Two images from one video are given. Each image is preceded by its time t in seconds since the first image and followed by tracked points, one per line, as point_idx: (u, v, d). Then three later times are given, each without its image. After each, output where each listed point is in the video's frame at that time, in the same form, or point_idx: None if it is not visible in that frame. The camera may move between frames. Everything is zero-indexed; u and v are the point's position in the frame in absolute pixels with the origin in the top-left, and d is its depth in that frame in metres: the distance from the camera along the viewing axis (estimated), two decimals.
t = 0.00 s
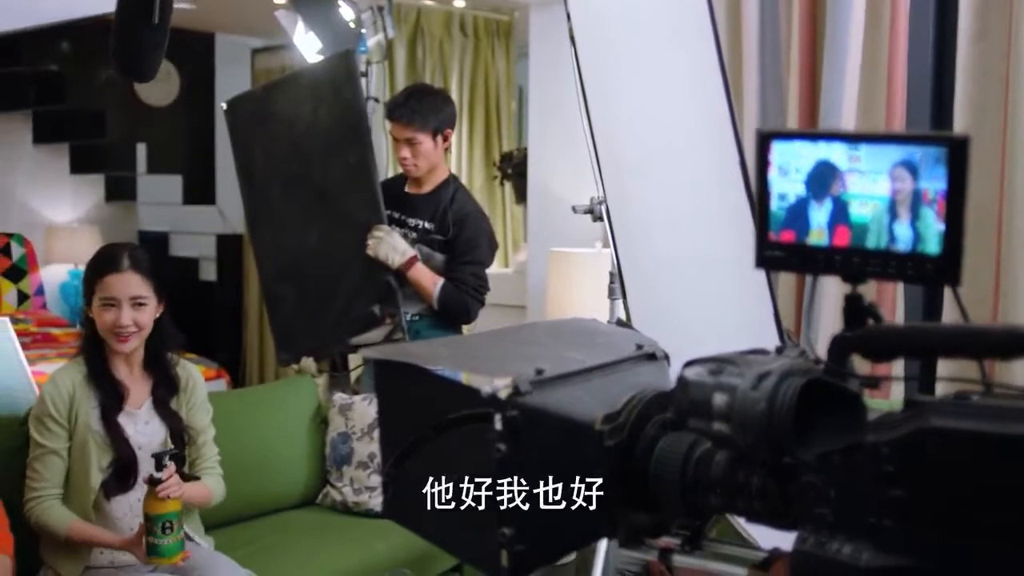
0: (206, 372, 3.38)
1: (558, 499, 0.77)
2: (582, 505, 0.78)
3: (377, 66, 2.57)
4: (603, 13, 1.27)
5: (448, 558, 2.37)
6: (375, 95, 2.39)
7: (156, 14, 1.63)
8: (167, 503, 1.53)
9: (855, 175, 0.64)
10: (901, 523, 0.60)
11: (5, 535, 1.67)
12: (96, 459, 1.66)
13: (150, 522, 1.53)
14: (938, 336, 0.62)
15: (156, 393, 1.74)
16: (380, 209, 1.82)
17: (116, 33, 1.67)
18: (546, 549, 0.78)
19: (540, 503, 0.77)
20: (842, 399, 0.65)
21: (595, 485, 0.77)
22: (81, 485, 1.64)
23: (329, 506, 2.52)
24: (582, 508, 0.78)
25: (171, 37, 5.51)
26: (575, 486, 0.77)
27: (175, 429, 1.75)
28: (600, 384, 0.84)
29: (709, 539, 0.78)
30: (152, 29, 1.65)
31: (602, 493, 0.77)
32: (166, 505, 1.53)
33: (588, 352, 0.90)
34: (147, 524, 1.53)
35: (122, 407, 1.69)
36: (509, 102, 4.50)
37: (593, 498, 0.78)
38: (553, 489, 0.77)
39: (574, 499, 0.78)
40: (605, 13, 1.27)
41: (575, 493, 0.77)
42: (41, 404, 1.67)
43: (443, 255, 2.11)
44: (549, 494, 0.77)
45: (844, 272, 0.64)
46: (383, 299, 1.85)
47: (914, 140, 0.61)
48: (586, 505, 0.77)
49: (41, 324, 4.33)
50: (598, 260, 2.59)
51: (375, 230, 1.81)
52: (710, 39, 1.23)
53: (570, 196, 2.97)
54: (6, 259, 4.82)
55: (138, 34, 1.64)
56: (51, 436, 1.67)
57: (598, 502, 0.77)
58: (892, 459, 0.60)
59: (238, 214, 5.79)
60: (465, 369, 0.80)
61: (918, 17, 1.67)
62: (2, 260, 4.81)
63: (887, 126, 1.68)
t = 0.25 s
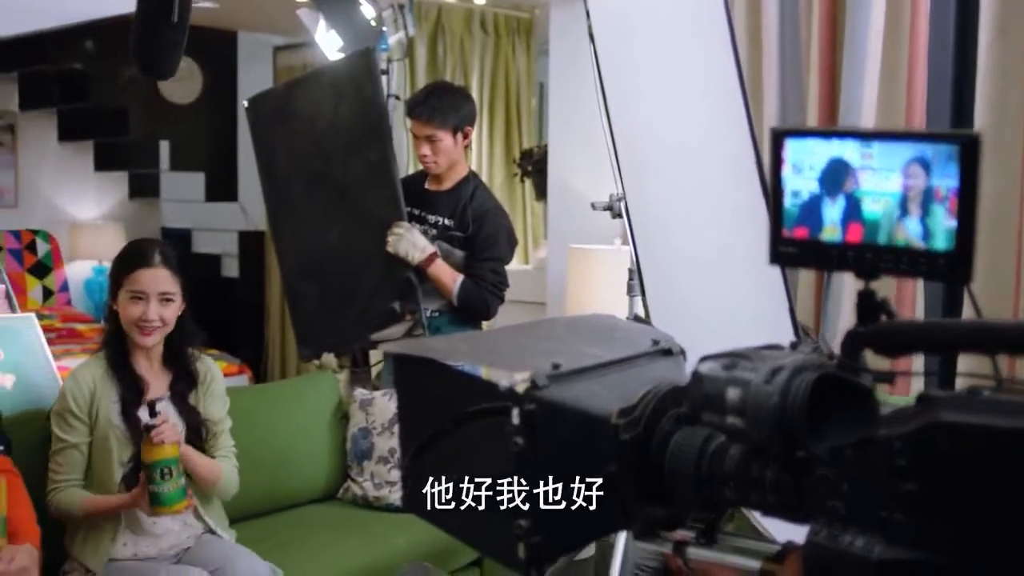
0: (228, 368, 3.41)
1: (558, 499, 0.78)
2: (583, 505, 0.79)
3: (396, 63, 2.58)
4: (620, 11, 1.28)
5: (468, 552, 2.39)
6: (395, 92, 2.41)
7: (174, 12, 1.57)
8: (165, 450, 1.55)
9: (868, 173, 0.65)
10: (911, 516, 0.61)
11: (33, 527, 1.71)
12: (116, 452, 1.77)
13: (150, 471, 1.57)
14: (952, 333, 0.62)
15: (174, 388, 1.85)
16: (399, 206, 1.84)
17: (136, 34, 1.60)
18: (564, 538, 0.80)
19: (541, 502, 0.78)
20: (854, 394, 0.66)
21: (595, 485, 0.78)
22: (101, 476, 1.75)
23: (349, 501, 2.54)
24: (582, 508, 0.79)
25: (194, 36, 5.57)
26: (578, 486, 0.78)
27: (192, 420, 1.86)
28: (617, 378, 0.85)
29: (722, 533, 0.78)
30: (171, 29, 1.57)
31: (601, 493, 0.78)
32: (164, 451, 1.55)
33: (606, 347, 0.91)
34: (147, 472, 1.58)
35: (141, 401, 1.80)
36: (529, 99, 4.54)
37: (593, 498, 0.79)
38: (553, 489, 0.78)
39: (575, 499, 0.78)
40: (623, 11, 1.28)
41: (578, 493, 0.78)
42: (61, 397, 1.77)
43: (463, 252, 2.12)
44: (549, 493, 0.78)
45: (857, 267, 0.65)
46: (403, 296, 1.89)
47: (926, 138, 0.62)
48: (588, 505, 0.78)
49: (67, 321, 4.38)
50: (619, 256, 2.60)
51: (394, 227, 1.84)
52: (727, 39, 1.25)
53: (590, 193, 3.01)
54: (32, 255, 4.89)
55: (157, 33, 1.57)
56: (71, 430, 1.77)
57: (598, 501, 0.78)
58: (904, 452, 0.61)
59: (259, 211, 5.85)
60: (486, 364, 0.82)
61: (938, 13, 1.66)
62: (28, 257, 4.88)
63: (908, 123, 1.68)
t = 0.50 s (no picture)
0: (256, 364, 3.46)
1: (558, 500, 0.81)
2: (583, 505, 0.81)
3: (422, 62, 2.61)
4: (642, 7, 1.29)
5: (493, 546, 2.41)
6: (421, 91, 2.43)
7: (213, 14, 1.82)
8: (174, 396, 1.72)
9: (885, 171, 0.66)
10: (926, 510, 0.62)
11: (66, 518, 1.74)
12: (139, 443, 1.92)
13: (162, 417, 1.73)
14: (956, 329, 0.64)
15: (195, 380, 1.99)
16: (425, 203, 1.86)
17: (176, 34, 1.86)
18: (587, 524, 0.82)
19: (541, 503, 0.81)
20: (871, 389, 0.67)
21: (594, 485, 0.80)
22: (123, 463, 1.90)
23: (375, 496, 2.57)
24: (583, 508, 0.81)
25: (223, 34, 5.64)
26: (576, 487, 0.81)
27: (209, 411, 2.00)
28: (640, 372, 0.86)
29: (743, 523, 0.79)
30: (209, 29, 1.83)
31: (601, 493, 0.80)
32: (173, 396, 1.72)
33: (628, 342, 0.92)
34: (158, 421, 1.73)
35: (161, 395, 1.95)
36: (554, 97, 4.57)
37: (593, 498, 0.81)
38: (554, 488, 0.80)
39: (575, 499, 0.81)
40: (644, 7, 1.29)
41: (576, 493, 0.81)
42: (90, 392, 1.94)
43: (487, 249, 2.13)
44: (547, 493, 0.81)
45: (873, 262, 0.65)
46: (428, 292, 1.91)
47: (942, 135, 0.63)
48: (586, 506, 0.81)
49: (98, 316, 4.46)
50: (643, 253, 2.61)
51: (421, 224, 1.86)
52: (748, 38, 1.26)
53: (615, 190, 3.03)
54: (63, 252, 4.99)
55: (195, 34, 1.83)
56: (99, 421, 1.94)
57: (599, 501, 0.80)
58: (919, 446, 0.62)
59: (287, 209, 5.91)
60: (511, 360, 0.83)
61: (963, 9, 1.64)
62: (59, 253, 4.97)
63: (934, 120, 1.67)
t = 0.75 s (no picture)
0: (280, 361, 3.49)
1: (558, 499, 0.83)
2: (584, 505, 0.82)
3: (445, 61, 2.63)
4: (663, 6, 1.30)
5: (515, 541, 2.44)
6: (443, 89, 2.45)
7: (245, 13, 1.89)
8: (191, 378, 1.76)
9: (901, 170, 0.67)
10: (940, 504, 0.63)
11: (94, 511, 1.77)
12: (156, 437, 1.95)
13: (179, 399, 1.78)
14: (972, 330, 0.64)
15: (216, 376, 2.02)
16: (447, 201, 1.87)
17: (209, 33, 1.92)
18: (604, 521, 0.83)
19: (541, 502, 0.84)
20: (887, 386, 0.68)
21: (594, 485, 0.82)
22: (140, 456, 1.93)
23: (397, 491, 2.59)
24: (582, 508, 0.82)
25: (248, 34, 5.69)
26: (577, 488, 0.82)
27: (231, 407, 2.03)
28: (659, 368, 0.87)
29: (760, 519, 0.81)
30: (241, 27, 1.89)
31: (601, 493, 0.82)
32: (190, 378, 1.76)
33: (648, 338, 0.93)
34: (176, 402, 1.77)
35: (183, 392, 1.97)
36: (577, 96, 4.57)
37: (592, 498, 0.82)
38: (553, 489, 0.83)
39: (575, 499, 0.82)
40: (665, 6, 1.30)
41: (576, 494, 0.82)
42: (114, 388, 1.98)
43: (510, 246, 2.15)
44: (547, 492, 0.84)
45: (890, 260, 0.66)
46: (450, 289, 1.92)
47: (958, 134, 0.64)
48: (586, 506, 0.82)
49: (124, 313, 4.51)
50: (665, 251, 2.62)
51: (443, 222, 1.87)
52: (768, 39, 1.27)
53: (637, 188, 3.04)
54: (90, 249, 5.06)
55: (228, 33, 1.89)
56: (121, 417, 1.99)
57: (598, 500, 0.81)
58: (934, 442, 0.62)
59: (310, 207, 5.95)
60: (533, 355, 0.84)
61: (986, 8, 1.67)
62: (86, 250, 5.04)
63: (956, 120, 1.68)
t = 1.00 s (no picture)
0: (301, 357, 3.53)
1: (558, 499, 0.85)
2: (584, 505, 0.84)
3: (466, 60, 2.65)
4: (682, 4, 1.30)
5: (534, 538, 2.46)
6: (463, 88, 2.47)
7: (269, 10, 1.91)
8: (206, 370, 1.81)
9: (913, 167, 0.67)
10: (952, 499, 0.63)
11: (118, 503, 1.80)
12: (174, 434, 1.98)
13: (195, 391, 1.81)
14: (991, 324, 0.66)
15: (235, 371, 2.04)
16: (466, 199, 1.89)
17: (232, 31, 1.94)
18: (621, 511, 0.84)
19: (540, 501, 0.87)
20: (899, 381, 0.69)
21: (595, 485, 0.83)
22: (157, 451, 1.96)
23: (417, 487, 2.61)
24: (582, 508, 0.84)
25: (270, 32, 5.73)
26: (579, 488, 0.84)
27: (249, 404, 2.05)
28: (675, 364, 0.89)
29: (774, 515, 0.81)
30: (266, 24, 1.92)
31: (601, 493, 0.84)
32: (206, 370, 1.81)
33: (664, 335, 0.94)
34: (193, 395, 1.81)
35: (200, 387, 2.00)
36: (597, 94, 4.58)
37: (593, 498, 0.84)
38: (553, 489, 0.85)
39: (575, 499, 0.84)
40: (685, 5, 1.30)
41: (577, 494, 0.84)
42: (136, 383, 2.01)
43: (530, 244, 2.17)
44: (547, 492, 0.87)
45: (903, 257, 0.67)
46: (470, 287, 1.92)
47: (970, 133, 0.64)
48: (586, 507, 0.84)
49: (148, 310, 4.56)
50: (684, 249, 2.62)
51: (462, 220, 1.88)
52: (783, 42, 1.30)
53: (656, 187, 3.04)
54: (113, 246, 5.13)
55: (253, 30, 1.91)
56: (140, 412, 2.01)
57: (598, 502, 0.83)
58: (946, 437, 0.63)
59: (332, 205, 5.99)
60: (553, 351, 0.85)
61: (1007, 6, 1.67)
62: (109, 247, 5.11)
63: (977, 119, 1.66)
